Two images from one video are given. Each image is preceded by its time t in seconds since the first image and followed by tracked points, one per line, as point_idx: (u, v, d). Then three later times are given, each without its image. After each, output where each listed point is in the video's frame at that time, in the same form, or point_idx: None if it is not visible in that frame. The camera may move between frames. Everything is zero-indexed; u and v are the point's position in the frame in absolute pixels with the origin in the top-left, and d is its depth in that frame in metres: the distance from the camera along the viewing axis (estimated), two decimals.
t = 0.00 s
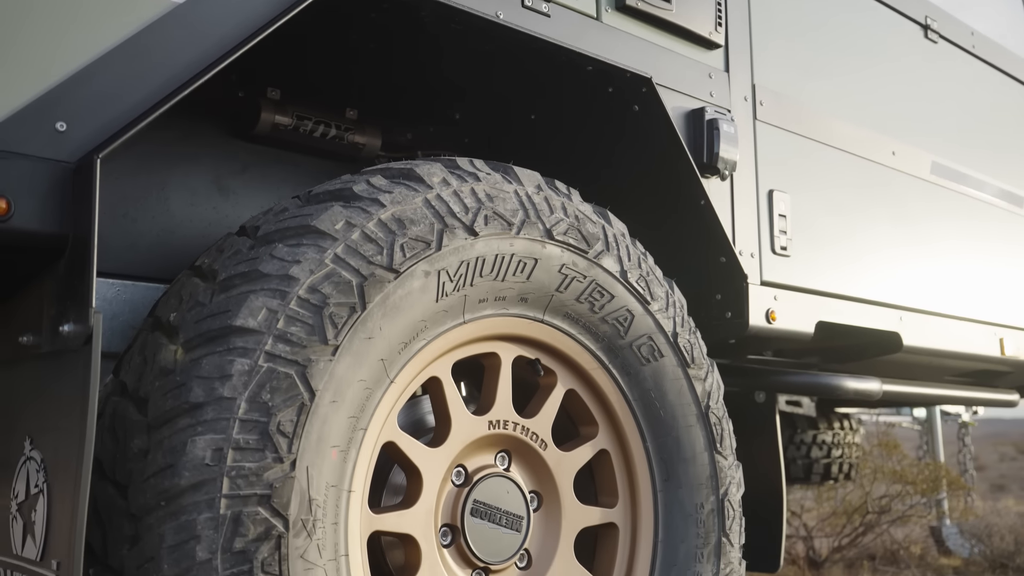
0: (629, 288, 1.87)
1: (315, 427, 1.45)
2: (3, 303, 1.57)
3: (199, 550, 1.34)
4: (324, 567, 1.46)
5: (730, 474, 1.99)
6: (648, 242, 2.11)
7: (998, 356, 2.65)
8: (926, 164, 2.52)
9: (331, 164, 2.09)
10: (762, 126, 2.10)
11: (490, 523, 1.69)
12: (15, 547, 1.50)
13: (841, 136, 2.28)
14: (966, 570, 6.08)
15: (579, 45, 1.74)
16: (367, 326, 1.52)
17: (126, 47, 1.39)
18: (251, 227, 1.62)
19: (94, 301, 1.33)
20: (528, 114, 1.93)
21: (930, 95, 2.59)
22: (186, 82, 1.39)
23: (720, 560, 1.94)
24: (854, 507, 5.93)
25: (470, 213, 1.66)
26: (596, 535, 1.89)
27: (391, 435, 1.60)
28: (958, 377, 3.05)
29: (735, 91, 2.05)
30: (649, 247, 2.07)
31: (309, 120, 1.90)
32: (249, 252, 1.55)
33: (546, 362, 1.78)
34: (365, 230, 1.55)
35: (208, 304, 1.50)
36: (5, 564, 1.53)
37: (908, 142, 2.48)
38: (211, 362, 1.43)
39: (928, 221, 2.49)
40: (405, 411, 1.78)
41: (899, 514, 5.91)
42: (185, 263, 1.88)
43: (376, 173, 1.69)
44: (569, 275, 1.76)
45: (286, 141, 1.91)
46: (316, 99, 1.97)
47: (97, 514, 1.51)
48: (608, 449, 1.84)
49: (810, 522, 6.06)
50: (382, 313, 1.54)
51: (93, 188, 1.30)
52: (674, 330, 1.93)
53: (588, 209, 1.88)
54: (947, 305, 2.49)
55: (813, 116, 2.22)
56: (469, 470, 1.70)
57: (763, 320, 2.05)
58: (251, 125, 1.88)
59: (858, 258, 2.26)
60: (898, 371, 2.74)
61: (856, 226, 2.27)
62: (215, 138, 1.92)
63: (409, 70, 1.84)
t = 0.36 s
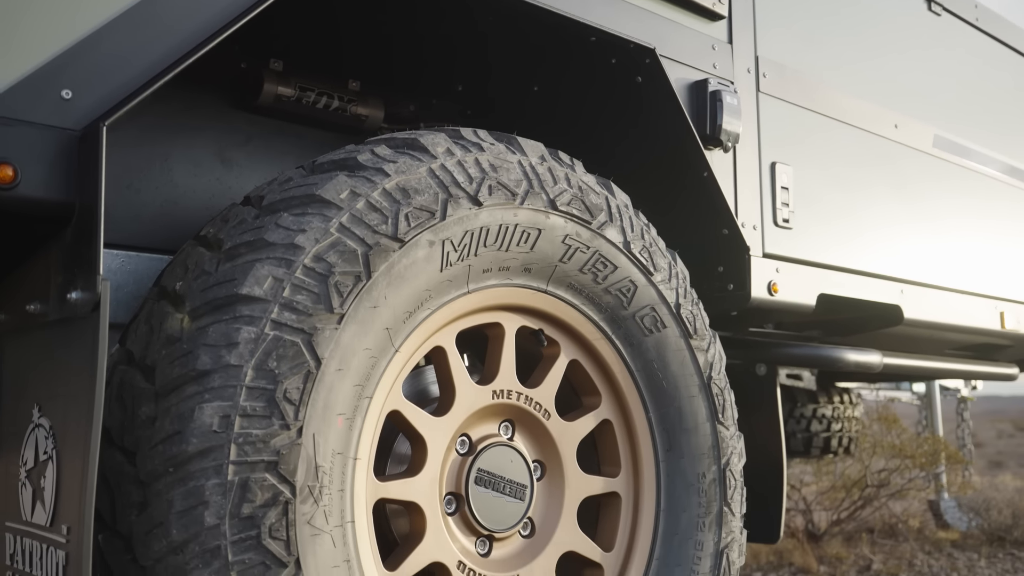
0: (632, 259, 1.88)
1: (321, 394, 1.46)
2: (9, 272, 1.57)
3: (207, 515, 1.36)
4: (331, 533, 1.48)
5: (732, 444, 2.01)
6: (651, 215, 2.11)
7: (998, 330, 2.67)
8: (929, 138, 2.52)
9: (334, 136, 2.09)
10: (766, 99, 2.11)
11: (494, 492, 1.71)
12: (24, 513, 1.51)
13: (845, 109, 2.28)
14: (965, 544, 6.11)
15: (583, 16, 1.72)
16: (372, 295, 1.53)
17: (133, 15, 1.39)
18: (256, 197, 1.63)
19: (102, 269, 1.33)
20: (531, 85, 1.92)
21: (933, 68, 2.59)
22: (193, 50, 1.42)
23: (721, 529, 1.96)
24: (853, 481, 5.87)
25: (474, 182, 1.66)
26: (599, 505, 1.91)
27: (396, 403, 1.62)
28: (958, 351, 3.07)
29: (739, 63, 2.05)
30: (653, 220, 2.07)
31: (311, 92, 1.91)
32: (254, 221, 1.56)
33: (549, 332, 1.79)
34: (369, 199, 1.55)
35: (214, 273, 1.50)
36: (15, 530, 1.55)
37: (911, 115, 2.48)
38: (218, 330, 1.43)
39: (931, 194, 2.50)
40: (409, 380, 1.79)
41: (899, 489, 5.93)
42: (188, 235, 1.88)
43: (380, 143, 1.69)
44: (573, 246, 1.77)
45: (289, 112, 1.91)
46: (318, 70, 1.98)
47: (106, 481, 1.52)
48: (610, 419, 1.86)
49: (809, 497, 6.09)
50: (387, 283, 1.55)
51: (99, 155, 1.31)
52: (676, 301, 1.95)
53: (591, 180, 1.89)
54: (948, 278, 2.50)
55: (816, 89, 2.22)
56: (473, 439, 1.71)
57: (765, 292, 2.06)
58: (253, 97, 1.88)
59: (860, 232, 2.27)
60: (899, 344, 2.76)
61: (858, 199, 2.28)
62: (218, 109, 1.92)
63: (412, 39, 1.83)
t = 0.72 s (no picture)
0: (639, 233, 1.89)
1: (331, 365, 1.47)
2: (19, 244, 1.58)
3: (219, 484, 1.37)
4: (341, 503, 1.49)
5: (737, 417, 2.02)
6: (655, 186, 2.12)
7: (1002, 305, 2.69)
8: (934, 112, 2.52)
9: (340, 110, 2.08)
10: (772, 74, 2.11)
11: (502, 463, 1.72)
12: (37, 483, 1.53)
13: (852, 83, 2.28)
14: (964, 519, 6.15)
15: None
16: (381, 267, 1.53)
17: None
18: (264, 168, 1.63)
19: (112, 239, 1.33)
20: (536, 58, 1.92)
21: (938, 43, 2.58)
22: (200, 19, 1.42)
23: (727, 501, 1.97)
24: (854, 457, 5.88)
25: (482, 154, 1.67)
26: (605, 477, 1.92)
27: (405, 375, 1.62)
28: (962, 326, 3.09)
29: (745, 36, 2.06)
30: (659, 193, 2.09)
31: (317, 65, 1.91)
32: (263, 192, 1.56)
33: (557, 305, 1.80)
34: (378, 170, 1.56)
35: (224, 244, 1.51)
36: (28, 499, 1.56)
37: (917, 90, 2.48)
38: (228, 301, 1.44)
39: (936, 169, 2.50)
40: (417, 352, 1.80)
41: (899, 464, 5.96)
42: (195, 208, 1.88)
43: (388, 115, 1.69)
44: (580, 219, 1.78)
45: (295, 85, 1.91)
46: (323, 43, 1.97)
47: (117, 451, 1.53)
48: (617, 392, 1.87)
49: (810, 473, 6.12)
50: (396, 254, 1.55)
51: (108, 124, 1.31)
52: (683, 274, 1.96)
53: (598, 152, 1.90)
54: (953, 254, 2.52)
55: (823, 64, 2.23)
56: (481, 411, 1.72)
57: (771, 266, 2.08)
58: (259, 69, 1.87)
59: (866, 207, 2.28)
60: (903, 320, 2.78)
61: (864, 174, 2.29)
62: (223, 82, 1.91)
63: (418, 13, 1.81)
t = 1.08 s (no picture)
0: (646, 208, 1.90)
1: (340, 338, 1.47)
2: (28, 218, 1.58)
3: (230, 457, 1.37)
4: (350, 475, 1.48)
5: (743, 392, 2.04)
6: (662, 161, 2.13)
7: (1005, 283, 2.72)
8: (940, 89, 2.53)
9: (346, 85, 2.08)
10: (779, 50, 2.14)
11: (508, 438, 1.73)
12: (48, 456, 1.54)
13: (857, 59, 2.30)
14: (965, 497, 6.18)
15: None
16: (389, 241, 1.53)
17: None
18: (272, 142, 1.63)
19: (123, 211, 1.33)
20: (543, 33, 1.91)
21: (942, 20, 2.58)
22: None
23: (733, 476, 1.99)
24: (855, 435, 5.90)
25: (490, 129, 1.67)
26: (612, 451, 1.93)
27: (413, 349, 1.63)
28: (965, 304, 3.10)
29: (752, 11, 2.07)
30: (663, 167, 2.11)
31: (322, 40, 1.90)
32: (271, 166, 1.56)
33: (563, 280, 1.81)
34: (386, 144, 1.56)
35: (232, 218, 1.51)
36: (39, 472, 1.57)
37: (922, 67, 2.49)
38: (237, 274, 1.44)
39: (941, 147, 2.50)
40: (423, 327, 1.81)
41: (900, 443, 5.98)
42: (201, 184, 1.88)
43: (396, 89, 1.69)
44: (588, 193, 1.79)
45: (300, 60, 1.91)
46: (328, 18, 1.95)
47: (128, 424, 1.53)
48: (623, 366, 1.89)
49: (810, 452, 6.15)
50: (404, 228, 1.55)
51: (119, 94, 1.31)
52: (689, 250, 1.97)
53: (605, 127, 1.91)
54: (957, 231, 2.53)
55: (830, 40, 2.25)
56: (488, 385, 1.72)
57: (776, 242, 2.11)
58: (264, 44, 1.86)
59: (871, 184, 2.30)
60: (906, 297, 2.80)
61: (868, 151, 2.30)
62: (228, 57, 1.91)
63: None
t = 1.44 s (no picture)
0: (649, 185, 1.92)
1: (345, 314, 1.48)
2: (33, 194, 1.58)
3: (237, 431, 1.38)
4: (356, 450, 1.49)
5: (745, 369, 2.05)
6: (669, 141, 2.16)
7: (1006, 263, 2.73)
8: (943, 68, 2.53)
9: (349, 62, 2.08)
10: (783, 28, 2.15)
11: (512, 414, 1.74)
12: (55, 431, 1.55)
13: (860, 37, 2.30)
14: (964, 477, 6.21)
15: None
16: (394, 217, 1.54)
17: None
18: (276, 119, 1.63)
19: (128, 186, 1.33)
20: (545, 12, 1.91)
21: None
22: None
23: (734, 452, 2.00)
24: (856, 415, 5.93)
25: (494, 105, 1.67)
26: (614, 428, 1.95)
27: (417, 325, 1.63)
28: (965, 284, 3.12)
29: None
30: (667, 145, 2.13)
31: (325, 18, 1.89)
32: (275, 142, 1.56)
33: (566, 257, 1.82)
34: (390, 120, 1.56)
35: (237, 194, 1.51)
36: (46, 447, 1.59)
37: (926, 45, 2.49)
38: (242, 250, 1.44)
39: (944, 126, 2.51)
40: (427, 304, 1.82)
41: (900, 423, 6.01)
42: (204, 162, 1.88)
43: (399, 66, 1.69)
44: (591, 170, 1.80)
45: (302, 38, 1.90)
46: None
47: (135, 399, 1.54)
48: (626, 343, 1.90)
49: (810, 433, 6.18)
50: (408, 204, 1.55)
51: (122, 69, 1.31)
52: (691, 227, 1.99)
53: (608, 104, 1.91)
54: (959, 211, 2.54)
55: (834, 19, 2.25)
56: (492, 361, 1.74)
57: (779, 221, 2.12)
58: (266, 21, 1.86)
59: (873, 163, 2.31)
60: (907, 276, 2.81)
61: (870, 130, 2.30)
62: (231, 34, 1.91)
63: None
